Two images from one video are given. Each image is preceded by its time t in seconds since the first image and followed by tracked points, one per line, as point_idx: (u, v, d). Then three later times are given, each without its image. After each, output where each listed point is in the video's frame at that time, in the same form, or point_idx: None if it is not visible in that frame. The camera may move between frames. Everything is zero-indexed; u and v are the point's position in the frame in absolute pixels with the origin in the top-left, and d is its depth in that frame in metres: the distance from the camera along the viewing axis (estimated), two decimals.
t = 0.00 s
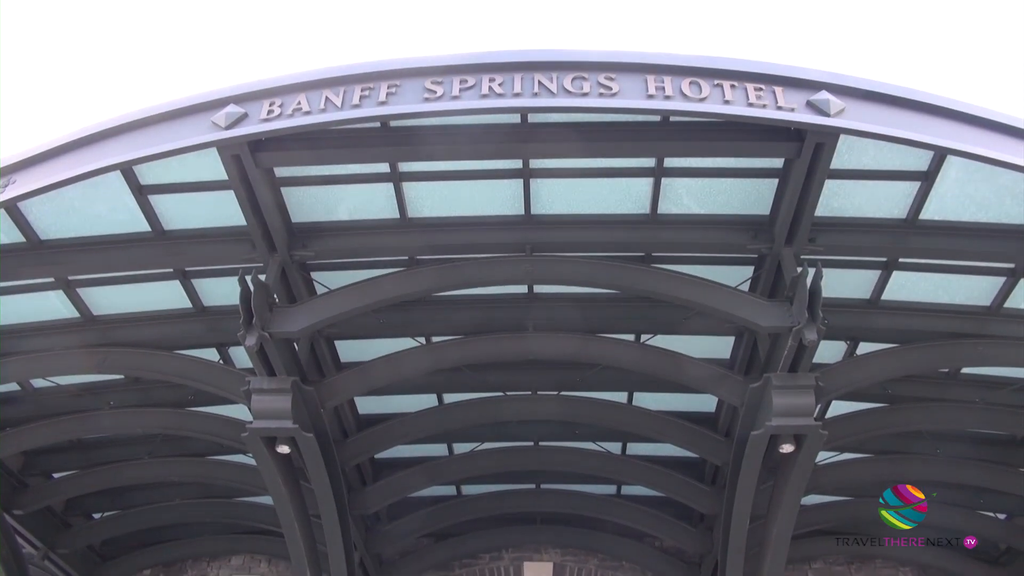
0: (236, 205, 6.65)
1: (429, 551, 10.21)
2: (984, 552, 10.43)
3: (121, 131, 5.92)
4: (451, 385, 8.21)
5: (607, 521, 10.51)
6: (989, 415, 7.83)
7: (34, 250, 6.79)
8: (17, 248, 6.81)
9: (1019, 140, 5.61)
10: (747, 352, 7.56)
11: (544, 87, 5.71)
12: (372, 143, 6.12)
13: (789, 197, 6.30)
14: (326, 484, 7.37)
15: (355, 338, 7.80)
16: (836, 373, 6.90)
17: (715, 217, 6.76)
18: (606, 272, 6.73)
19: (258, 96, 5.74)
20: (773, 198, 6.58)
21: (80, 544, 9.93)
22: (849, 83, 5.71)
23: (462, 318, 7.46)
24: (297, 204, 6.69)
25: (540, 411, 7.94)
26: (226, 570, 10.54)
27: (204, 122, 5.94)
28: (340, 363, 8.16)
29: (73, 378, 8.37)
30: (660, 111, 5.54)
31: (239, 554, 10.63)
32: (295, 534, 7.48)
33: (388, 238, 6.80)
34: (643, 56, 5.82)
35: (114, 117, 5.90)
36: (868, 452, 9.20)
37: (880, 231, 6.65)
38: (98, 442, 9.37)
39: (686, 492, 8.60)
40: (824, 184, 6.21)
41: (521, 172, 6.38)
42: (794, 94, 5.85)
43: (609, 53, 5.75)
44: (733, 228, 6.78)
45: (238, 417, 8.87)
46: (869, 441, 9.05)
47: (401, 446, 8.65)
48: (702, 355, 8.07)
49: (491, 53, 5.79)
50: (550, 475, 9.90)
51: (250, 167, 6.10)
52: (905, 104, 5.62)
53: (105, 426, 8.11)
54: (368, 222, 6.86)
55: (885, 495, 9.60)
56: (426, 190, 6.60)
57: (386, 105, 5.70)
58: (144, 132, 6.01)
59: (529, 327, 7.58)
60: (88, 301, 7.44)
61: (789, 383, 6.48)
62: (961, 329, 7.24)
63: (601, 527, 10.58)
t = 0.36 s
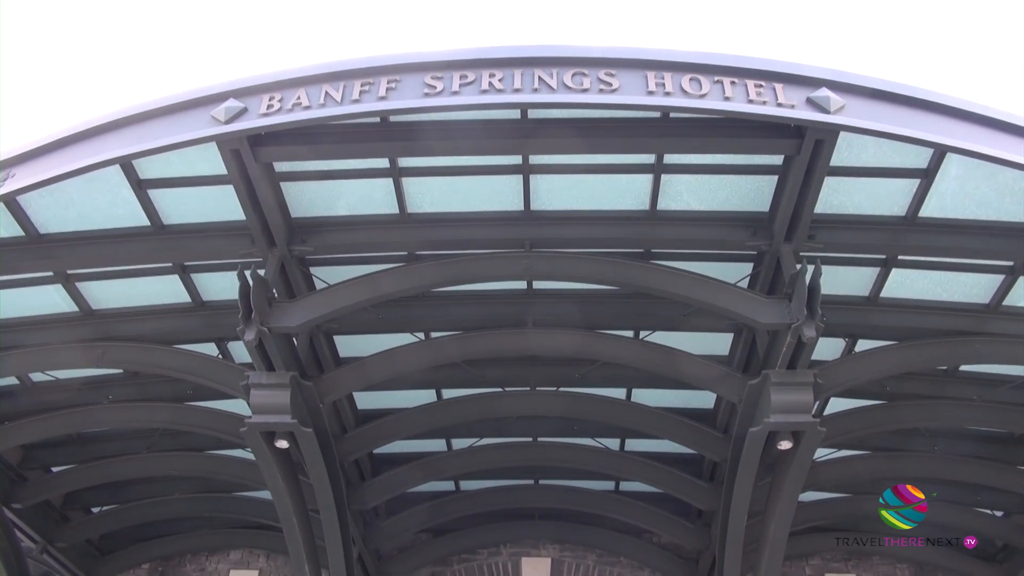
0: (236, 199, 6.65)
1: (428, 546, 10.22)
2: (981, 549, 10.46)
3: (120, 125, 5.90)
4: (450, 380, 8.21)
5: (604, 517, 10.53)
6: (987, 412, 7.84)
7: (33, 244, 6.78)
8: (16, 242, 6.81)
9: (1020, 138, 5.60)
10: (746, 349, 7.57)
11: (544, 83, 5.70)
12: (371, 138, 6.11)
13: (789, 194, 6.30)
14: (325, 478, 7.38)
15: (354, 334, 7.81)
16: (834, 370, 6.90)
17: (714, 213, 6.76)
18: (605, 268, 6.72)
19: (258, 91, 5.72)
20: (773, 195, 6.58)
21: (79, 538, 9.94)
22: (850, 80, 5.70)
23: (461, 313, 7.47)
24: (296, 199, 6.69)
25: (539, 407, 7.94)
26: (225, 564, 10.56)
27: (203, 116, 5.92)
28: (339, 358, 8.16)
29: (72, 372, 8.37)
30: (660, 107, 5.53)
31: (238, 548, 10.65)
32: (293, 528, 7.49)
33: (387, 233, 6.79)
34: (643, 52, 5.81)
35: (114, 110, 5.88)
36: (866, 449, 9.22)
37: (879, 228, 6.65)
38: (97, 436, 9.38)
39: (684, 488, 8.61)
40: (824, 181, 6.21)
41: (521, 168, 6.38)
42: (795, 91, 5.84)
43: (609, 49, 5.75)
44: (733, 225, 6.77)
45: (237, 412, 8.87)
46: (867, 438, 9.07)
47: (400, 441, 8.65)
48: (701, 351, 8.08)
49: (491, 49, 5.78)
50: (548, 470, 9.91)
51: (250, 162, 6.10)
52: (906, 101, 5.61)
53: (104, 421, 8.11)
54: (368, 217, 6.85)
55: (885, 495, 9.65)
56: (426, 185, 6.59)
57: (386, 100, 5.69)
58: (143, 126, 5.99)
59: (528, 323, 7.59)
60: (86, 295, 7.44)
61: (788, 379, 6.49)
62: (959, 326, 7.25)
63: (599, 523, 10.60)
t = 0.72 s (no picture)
0: (235, 187, 6.63)
1: (428, 534, 10.26)
2: (979, 538, 10.50)
3: (118, 113, 5.86)
4: (449, 369, 8.22)
5: (604, 505, 10.56)
6: (985, 402, 7.85)
7: (31, 232, 6.77)
8: (14, 229, 6.79)
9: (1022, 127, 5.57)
10: (745, 339, 7.57)
11: (544, 71, 5.67)
12: (371, 126, 6.08)
13: (789, 182, 6.28)
14: (325, 466, 7.39)
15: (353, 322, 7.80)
16: (833, 358, 6.89)
17: (715, 202, 6.74)
18: (605, 257, 6.70)
19: (256, 78, 5.68)
20: (773, 184, 6.57)
21: (80, 525, 9.98)
22: (852, 69, 5.66)
23: (460, 302, 7.46)
24: (295, 187, 6.67)
25: (539, 395, 7.95)
26: (225, 552, 10.58)
27: (202, 104, 5.88)
28: (339, 347, 8.17)
29: (73, 361, 8.38)
30: (661, 95, 5.51)
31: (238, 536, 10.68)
32: (293, 516, 7.51)
33: (387, 222, 6.78)
34: (644, 40, 5.78)
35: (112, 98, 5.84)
36: (864, 438, 9.24)
37: (880, 217, 6.64)
38: (98, 424, 9.40)
39: (683, 476, 8.64)
40: (824, 170, 6.20)
41: (521, 156, 6.36)
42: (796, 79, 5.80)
43: (609, 37, 5.72)
44: (733, 214, 6.76)
45: (237, 400, 8.88)
46: (866, 427, 9.08)
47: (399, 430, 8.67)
48: (701, 341, 8.09)
49: (491, 36, 5.75)
50: (548, 459, 9.94)
51: (249, 150, 6.07)
52: (908, 90, 5.58)
53: (104, 409, 8.12)
54: (367, 206, 6.84)
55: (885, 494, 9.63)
56: (425, 174, 6.58)
57: (385, 88, 5.66)
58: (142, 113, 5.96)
59: (527, 312, 7.58)
60: (86, 283, 7.43)
61: (789, 368, 6.48)
62: (958, 316, 7.26)
63: (599, 511, 10.63)
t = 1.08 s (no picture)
0: (234, 169, 6.60)
1: (429, 514, 10.32)
2: (977, 517, 10.58)
3: (115, 93, 5.81)
4: (449, 350, 8.23)
5: (604, 485, 10.62)
6: (984, 382, 7.87)
7: (30, 214, 6.75)
8: (12, 211, 6.77)
9: None
10: (745, 319, 7.58)
11: (544, 51, 5.61)
12: (369, 107, 6.05)
13: (790, 163, 6.25)
14: (326, 448, 7.41)
15: (353, 304, 7.81)
16: (833, 340, 6.83)
17: (715, 183, 6.72)
18: (604, 238, 6.66)
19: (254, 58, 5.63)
20: (774, 164, 6.54)
21: (83, 506, 10.05)
22: (855, 47, 5.61)
23: (460, 283, 7.47)
24: (294, 169, 6.64)
25: (539, 376, 7.95)
26: (228, 532, 10.66)
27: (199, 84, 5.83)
28: (339, 329, 8.18)
29: (74, 343, 8.41)
30: (661, 74, 5.46)
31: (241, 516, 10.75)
32: (295, 497, 7.54)
33: (387, 203, 6.76)
34: (645, 18, 5.72)
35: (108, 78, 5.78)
36: (863, 418, 9.27)
37: (880, 198, 6.62)
38: (100, 406, 9.44)
39: (683, 457, 8.68)
40: (825, 150, 6.17)
41: (520, 137, 6.32)
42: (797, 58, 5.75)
43: (609, 16, 5.66)
44: (733, 194, 6.74)
45: (238, 381, 8.90)
46: (865, 407, 9.11)
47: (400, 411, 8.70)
48: (701, 322, 8.10)
49: (490, 15, 5.69)
50: (548, 439, 9.98)
51: (247, 132, 6.04)
52: (911, 68, 5.54)
53: (105, 390, 8.14)
54: (366, 187, 6.82)
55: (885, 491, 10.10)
56: (424, 155, 6.55)
57: (384, 68, 5.61)
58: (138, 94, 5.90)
59: (527, 293, 7.58)
60: (85, 265, 7.43)
61: (787, 348, 6.48)
62: (958, 296, 7.27)
63: (598, 491, 10.70)
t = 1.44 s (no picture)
0: (232, 143, 6.56)
1: (430, 487, 10.41)
2: (974, 489, 10.68)
3: (109, 67, 5.73)
4: (449, 325, 8.25)
5: (603, 459, 10.71)
6: (984, 354, 7.88)
7: (29, 190, 6.73)
8: (11, 185, 6.73)
9: None
10: (745, 293, 7.58)
11: (543, 22, 5.53)
12: (367, 80, 5.99)
13: (792, 135, 6.21)
14: (328, 422, 7.44)
15: (353, 279, 7.81)
16: (833, 313, 6.80)
17: (716, 156, 6.69)
18: (604, 211, 6.61)
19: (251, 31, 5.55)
20: (776, 137, 6.49)
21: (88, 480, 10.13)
22: (859, 17, 5.53)
23: (460, 258, 7.46)
24: (292, 143, 6.60)
25: (539, 350, 7.96)
26: (232, 506, 10.78)
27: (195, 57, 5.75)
28: (339, 304, 8.18)
29: (74, 318, 8.42)
30: (662, 46, 5.38)
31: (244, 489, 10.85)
32: (297, 470, 7.58)
33: (386, 177, 6.73)
34: None
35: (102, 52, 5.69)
36: (863, 391, 9.30)
37: (882, 170, 6.59)
38: (102, 381, 9.47)
39: (683, 430, 8.72)
40: (827, 122, 6.12)
41: (520, 110, 6.28)
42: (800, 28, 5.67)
43: None
44: (734, 167, 6.71)
45: (239, 357, 8.93)
46: (864, 380, 9.15)
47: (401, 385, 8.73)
48: (701, 295, 8.10)
49: None
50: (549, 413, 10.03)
51: (245, 106, 5.98)
52: (915, 39, 5.47)
53: (107, 365, 8.17)
54: (365, 161, 6.78)
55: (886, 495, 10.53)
56: (423, 129, 6.50)
57: (382, 41, 5.54)
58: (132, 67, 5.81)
59: (528, 268, 7.57)
60: (85, 241, 7.41)
61: (787, 322, 6.48)
62: (958, 269, 7.27)
63: (598, 464, 10.78)
